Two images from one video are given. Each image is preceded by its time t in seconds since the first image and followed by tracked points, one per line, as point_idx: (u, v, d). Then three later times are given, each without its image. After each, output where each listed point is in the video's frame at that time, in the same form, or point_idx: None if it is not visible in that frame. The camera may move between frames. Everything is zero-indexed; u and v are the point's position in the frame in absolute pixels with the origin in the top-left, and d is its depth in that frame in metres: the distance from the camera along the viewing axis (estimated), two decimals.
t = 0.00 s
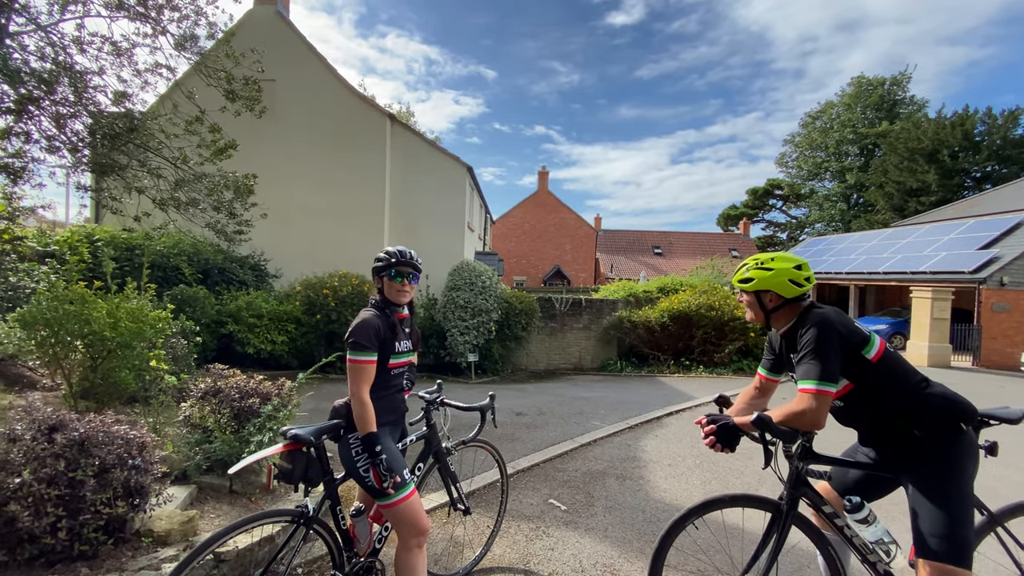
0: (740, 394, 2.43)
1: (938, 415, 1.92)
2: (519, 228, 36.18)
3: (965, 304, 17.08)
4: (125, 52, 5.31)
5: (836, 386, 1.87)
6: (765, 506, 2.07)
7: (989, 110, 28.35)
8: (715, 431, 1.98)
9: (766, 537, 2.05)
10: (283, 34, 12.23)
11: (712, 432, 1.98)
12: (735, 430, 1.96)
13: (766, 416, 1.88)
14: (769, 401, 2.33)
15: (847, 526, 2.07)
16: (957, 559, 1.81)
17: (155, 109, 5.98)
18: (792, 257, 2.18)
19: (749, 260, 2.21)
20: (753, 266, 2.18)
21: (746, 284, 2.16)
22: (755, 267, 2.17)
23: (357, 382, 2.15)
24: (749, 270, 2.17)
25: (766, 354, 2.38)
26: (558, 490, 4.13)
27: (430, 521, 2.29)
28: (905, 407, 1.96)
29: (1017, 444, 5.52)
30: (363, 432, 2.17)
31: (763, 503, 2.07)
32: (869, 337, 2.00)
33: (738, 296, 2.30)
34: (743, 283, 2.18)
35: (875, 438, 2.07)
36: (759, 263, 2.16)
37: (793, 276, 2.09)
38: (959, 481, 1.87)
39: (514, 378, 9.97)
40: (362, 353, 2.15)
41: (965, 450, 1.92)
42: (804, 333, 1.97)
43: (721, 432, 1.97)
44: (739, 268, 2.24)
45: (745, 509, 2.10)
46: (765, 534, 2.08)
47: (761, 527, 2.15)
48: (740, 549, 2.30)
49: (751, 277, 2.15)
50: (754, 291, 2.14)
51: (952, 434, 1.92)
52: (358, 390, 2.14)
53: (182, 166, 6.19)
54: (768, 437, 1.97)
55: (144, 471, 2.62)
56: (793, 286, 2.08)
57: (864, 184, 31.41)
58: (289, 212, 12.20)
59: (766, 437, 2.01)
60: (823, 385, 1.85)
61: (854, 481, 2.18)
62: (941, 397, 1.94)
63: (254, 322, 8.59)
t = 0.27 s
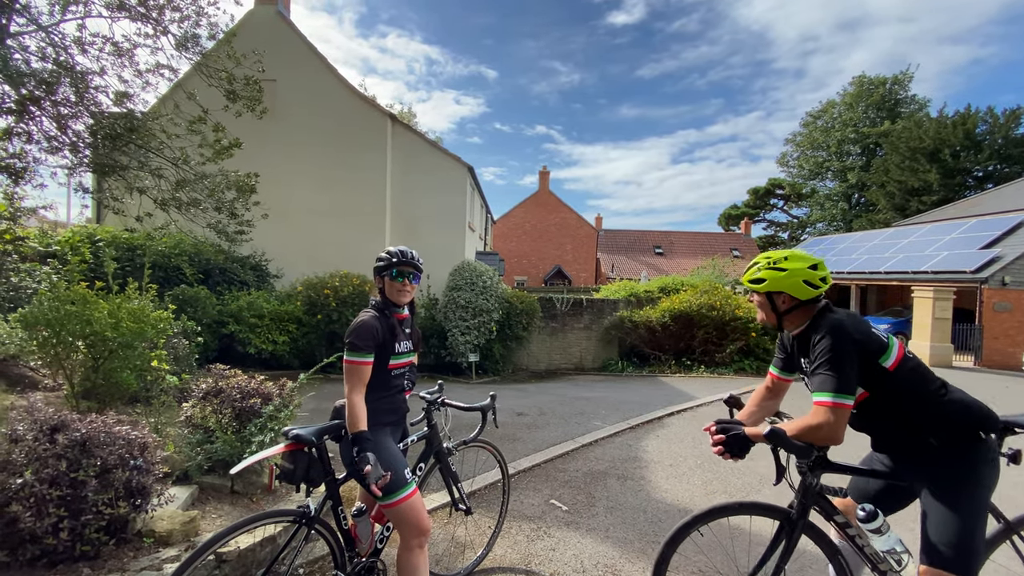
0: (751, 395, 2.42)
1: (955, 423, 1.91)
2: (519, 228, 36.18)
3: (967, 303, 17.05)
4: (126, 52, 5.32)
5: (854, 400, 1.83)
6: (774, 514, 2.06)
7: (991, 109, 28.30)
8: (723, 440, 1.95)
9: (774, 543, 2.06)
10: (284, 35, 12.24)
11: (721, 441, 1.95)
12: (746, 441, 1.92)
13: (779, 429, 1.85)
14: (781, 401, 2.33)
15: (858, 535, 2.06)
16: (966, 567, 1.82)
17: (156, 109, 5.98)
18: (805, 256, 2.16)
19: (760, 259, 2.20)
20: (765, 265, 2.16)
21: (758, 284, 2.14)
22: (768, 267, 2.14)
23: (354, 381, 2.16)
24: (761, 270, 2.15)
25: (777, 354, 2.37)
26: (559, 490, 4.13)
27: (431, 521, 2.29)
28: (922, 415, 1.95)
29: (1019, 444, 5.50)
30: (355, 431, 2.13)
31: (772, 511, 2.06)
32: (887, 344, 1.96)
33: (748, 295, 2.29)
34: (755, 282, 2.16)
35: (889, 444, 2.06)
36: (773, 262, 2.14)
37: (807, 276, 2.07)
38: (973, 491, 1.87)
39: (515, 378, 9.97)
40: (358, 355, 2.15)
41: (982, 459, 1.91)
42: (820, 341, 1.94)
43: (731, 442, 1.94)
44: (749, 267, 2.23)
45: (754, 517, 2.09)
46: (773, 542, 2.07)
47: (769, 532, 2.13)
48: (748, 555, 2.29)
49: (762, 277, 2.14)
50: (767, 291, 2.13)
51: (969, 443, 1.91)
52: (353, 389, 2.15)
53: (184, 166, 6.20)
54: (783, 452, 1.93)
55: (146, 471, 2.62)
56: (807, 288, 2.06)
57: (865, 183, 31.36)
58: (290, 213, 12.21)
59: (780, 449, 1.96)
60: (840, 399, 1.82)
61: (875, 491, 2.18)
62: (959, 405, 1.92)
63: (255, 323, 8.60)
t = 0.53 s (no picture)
0: (761, 401, 2.39)
1: (974, 437, 1.89)
2: (520, 228, 36.18)
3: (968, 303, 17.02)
4: (126, 52, 5.32)
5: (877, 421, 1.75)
6: (781, 527, 2.07)
7: (991, 108, 28.26)
8: (731, 451, 1.90)
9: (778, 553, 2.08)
10: (285, 34, 12.24)
11: (729, 453, 1.90)
12: (755, 455, 1.87)
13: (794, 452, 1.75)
14: (794, 405, 2.31)
15: (868, 549, 2.03)
16: None
17: (156, 110, 5.98)
18: (827, 257, 2.07)
19: (784, 269, 2.07)
20: (792, 274, 2.04)
21: (786, 296, 2.03)
22: (795, 275, 2.03)
23: (355, 382, 2.15)
24: (788, 279, 2.03)
25: (789, 353, 2.35)
26: (560, 490, 4.13)
27: (431, 521, 2.29)
28: (941, 428, 1.92)
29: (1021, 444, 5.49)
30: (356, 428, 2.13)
31: (778, 524, 2.07)
32: (911, 359, 1.89)
33: (768, 306, 2.16)
34: (781, 293, 2.04)
35: (905, 456, 2.05)
36: (800, 271, 2.03)
37: (839, 285, 1.98)
38: (990, 505, 1.86)
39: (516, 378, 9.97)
40: (360, 355, 2.15)
41: (1001, 472, 1.89)
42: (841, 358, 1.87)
43: (739, 455, 1.89)
44: (772, 278, 2.09)
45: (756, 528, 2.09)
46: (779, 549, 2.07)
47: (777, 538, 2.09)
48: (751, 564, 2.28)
49: (794, 288, 2.01)
50: (796, 302, 2.01)
51: (988, 456, 1.90)
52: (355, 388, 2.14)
53: (184, 166, 6.19)
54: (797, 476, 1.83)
55: (146, 471, 2.62)
56: (841, 293, 1.97)
57: (866, 182, 31.33)
58: (291, 213, 12.20)
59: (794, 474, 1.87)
60: (864, 420, 1.74)
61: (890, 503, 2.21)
62: (980, 419, 1.90)
63: (256, 323, 8.60)
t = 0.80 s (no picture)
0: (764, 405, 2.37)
1: (978, 441, 1.90)
2: (520, 228, 36.18)
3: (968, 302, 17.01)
4: (126, 52, 5.32)
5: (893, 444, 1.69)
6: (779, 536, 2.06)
7: (992, 108, 28.25)
8: (730, 461, 1.90)
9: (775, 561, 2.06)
10: (284, 34, 12.24)
11: (728, 463, 1.90)
12: (755, 468, 1.84)
13: (797, 471, 1.69)
14: (797, 409, 2.29)
15: (869, 558, 1.95)
16: None
17: (156, 110, 5.98)
18: (850, 271, 1.98)
19: (807, 286, 1.97)
20: (817, 292, 1.94)
21: (810, 314, 1.93)
22: (821, 293, 1.93)
23: (360, 385, 2.15)
24: (813, 297, 1.93)
25: (789, 356, 2.37)
26: (559, 489, 4.13)
27: (430, 521, 2.29)
28: (945, 433, 1.92)
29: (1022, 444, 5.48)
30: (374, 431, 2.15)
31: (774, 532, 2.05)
32: (926, 373, 1.89)
33: (784, 320, 2.07)
34: (804, 311, 1.95)
35: (909, 461, 2.04)
36: (826, 288, 1.93)
37: (864, 302, 1.90)
38: (994, 510, 1.85)
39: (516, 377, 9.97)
40: (362, 356, 2.15)
41: (1005, 477, 1.89)
42: (861, 374, 1.80)
43: (738, 465, 1.88)
44: (794, 294, 1.99)
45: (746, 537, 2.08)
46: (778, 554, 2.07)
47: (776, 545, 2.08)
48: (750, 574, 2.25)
49: (820, 307, 1.91)
50: (820, 322, 1.92)
51: (991, 460, 1.90)
52: (362, 390, 2.14)
53: (184, 166, 6.19)
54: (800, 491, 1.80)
55: (146, 471, 2.62)
56: (865, 309, 1.90)
57: (866, 182, 31.33)
58: (291, 213, 12.21)
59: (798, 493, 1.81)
60: (879, 441, 1.68)
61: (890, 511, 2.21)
62: (983, 423, 1.90)
63: (256, 322, 8.60)
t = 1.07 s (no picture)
0: (758, 406, 2.37)
1: (974, 441, 1.89)
2: (519, 228, 36.18)
3: (968, 302, 17.01)
4: (125, 51, 5.30)
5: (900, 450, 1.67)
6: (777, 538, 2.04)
7: (992, 108, 28.24)
8: (729, 462, 1.89)
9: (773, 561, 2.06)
10: (284, 34, 12.22)
11: (726, 464, 1.89)
12: (756, 470, 1.83)
13: (801, 477, 1.68)
14: (790, 409, 2.28)
15: (866, 561, 1.92)
16: None
17: (155, 109, 5.96)
18: (867, 277, 1.92)
19: (822, 292, 1.90)
20: (831, 298, 1.89)
21: (822, 322, 1.89)
22: (835, 300, 1.88)
23: (367, 383, 2.13)
24: (827, 304, 1.88)
25: (783, 356, 2.35)
26: (558, 489, 4.12)
27: (429, 521, 2.27)
28: (943, 433, 1.91)
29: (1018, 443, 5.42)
30: (384, 430, 2.16)
31: (773, 534, 2.04)
32: (932, 377, 1.87)
33: (791, 323, 2.02)
34: (816, 317, 1.90)
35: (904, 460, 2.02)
36: (841, 295, 1.88)
37: (879, 311, 1.87)
38: (989, 510, 1.85)
39: (515, 377, 9.96)
40: (364, 356, 2.13)
41: (999, 478, 1.88)
42: (874, 381, 1.78)
43: (737, 466, 1.87)
44: (807, 300, 1.92)
45: (739, 541, 2.06)
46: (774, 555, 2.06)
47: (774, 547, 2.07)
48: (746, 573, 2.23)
49: (834, 316, 1.87)
50: (832, 329, 1.89)
51: (987, 460, 1.89)
52: (371, 388, 2.13)
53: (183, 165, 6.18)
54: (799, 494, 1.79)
55: (143, 471, 2.61)
56: (878, 318, 1.87)
57: (866, 182, 31.31)
58: (290, 213, 12.19)
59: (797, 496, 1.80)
60: (886, 449, 1.65)
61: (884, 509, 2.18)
62: (980, 423, 1.89)
63: (255, 322, 8.59)
